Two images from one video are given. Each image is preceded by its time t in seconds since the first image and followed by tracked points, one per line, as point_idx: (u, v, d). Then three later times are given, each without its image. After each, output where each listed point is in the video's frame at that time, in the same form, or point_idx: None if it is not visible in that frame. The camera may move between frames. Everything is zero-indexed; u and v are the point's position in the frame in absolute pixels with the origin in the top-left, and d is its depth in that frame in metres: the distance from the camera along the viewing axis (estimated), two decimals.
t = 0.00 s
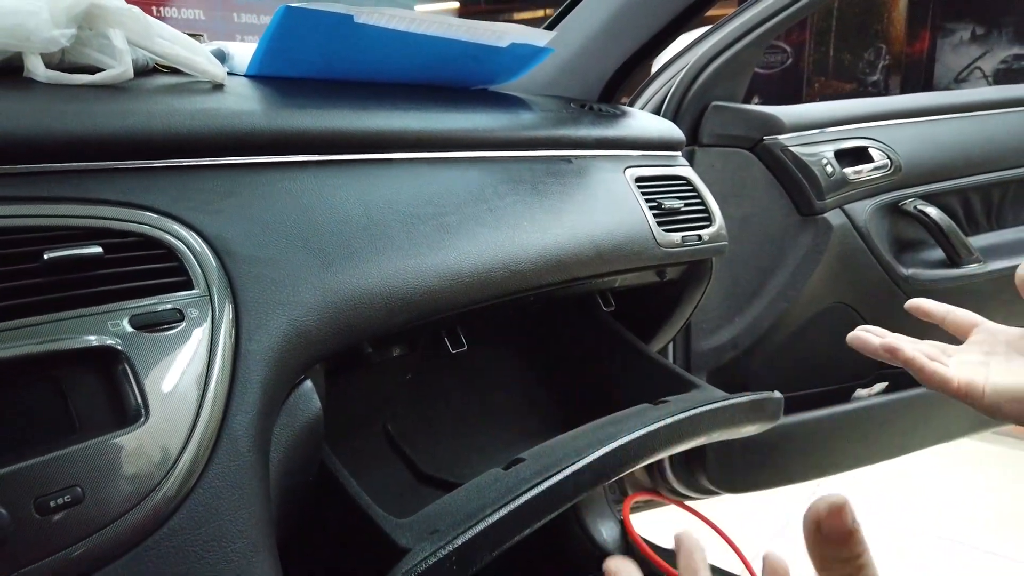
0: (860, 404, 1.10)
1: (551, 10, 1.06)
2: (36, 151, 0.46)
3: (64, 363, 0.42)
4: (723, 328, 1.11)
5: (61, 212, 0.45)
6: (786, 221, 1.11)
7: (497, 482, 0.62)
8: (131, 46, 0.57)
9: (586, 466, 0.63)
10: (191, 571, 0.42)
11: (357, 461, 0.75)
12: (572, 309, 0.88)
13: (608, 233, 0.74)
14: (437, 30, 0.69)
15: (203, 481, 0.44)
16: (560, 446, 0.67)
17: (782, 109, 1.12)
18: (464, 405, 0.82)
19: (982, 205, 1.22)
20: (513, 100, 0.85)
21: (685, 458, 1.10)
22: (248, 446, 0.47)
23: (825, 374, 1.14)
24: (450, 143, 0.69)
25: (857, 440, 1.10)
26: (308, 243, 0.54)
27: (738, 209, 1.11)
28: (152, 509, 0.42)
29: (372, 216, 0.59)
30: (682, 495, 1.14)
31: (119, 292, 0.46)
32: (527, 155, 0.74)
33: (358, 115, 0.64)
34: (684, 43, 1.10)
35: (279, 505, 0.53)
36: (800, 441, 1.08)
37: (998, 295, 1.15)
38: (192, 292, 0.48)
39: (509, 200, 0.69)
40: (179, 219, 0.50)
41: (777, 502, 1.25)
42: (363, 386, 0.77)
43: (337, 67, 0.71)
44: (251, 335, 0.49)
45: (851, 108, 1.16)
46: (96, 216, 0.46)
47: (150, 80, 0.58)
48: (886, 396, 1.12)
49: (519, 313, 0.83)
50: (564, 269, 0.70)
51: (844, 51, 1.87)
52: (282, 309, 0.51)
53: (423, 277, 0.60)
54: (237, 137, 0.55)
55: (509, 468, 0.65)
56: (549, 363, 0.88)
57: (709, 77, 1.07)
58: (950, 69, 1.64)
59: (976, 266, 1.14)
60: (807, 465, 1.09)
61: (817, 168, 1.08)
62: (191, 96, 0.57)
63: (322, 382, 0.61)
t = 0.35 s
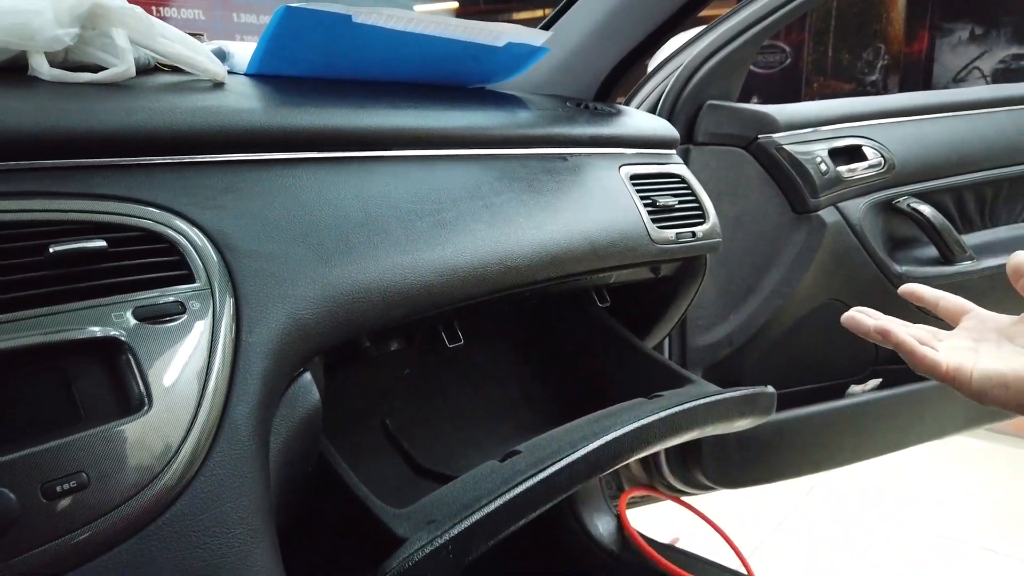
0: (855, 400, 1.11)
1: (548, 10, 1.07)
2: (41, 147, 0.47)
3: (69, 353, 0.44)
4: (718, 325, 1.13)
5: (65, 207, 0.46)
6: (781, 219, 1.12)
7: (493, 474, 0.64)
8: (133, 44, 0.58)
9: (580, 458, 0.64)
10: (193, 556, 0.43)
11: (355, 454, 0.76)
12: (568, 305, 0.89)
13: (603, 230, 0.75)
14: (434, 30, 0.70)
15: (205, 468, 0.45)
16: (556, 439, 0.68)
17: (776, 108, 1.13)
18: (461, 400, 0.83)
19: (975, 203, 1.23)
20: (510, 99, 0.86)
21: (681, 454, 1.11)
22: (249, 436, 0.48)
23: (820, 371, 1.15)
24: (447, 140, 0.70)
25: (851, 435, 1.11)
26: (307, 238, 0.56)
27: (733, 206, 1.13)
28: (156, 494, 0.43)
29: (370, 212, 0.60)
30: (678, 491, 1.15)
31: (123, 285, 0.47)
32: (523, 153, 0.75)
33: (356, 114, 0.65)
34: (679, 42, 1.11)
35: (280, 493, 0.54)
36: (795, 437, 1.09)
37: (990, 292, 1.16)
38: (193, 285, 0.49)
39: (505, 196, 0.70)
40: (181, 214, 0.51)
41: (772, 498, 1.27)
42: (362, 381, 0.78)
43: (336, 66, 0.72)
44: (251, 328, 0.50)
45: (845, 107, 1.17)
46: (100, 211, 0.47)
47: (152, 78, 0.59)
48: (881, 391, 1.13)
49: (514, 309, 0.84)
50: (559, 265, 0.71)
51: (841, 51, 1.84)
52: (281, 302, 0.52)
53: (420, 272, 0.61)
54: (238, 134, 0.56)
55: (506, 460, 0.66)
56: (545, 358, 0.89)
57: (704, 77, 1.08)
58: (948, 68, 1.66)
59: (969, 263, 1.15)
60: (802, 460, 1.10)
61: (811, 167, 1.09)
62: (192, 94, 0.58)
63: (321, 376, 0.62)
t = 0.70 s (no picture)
0: (852, 397, 1.12)
1: (549, 11, 1.08)
2: (55, 148, 0.48)
3: (84, 348, 0.45)
4: (717, 323, 1.14)
5: (79, 206, 0.47)
6: (778, 218, 1.13)
7: (495, 468, 0.65)
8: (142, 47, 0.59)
9: (580, 452, 0.65)
10: (203, 545, 0.44)
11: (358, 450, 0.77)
12: (567, 304, 0.90)
13: (603, 229, 0.76)
14: (436, 32, 0.71)
15: (216, 460, 0.46)
16: (556, 434, 0.69)
17: (774, 108, 1.14)
18: (462, 396, 0.84)
19: (971, 202, 1.25)
20: (511, 100, 0.87)
21: (680, 451, 1.12)
22: (258, 429, 0.49)
23: (817, 368, 1.16)
24: (449, 141, 0.71)
25: (847, 432, 1.12)
26: (313, 236, 0.57)
27: (733, 205, 1.14)
28: (169, 485, 0.44)
29: (374, 211, 0.61)
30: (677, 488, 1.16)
31: (135, 281, 0.48)
32: (524, 152, 0.77)
33: (360, 114, 0.66)
34: (678, 43, 1.12)
35: (287, 485, 0.55)
36: (792, 434, 1.10)
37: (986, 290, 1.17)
38: (203, 282, 0.50)
39: (506, 196, 0.71)
40: (191, 213, 0.52)
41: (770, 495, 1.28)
42: (365, 378, 0.80)
43: (340, 67, 0.74)
44: (260, 324, 0.51)
45: (843, 108, 1.18)
46: (112, 209, 0.49)
47: (160, 80, 0.60)
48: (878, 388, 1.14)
49: (515, 307, 0.85)
50: (560, 263, 0.72)
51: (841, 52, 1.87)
52: (289, 299, 0.53)
53: (423, 270, 0.62)
54: (245, 135, 0.57)
55: (507, 455, 0.68)
56: (545, 355, 0.90)
57: (703, 78, 1.09)
58: (947, 69, 1.61)
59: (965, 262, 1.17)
60: (799, 457, 1.12)
61: (808, 167, 1.10)
62: (200, 95, 0.59)
63: (326, 371, 0.63)
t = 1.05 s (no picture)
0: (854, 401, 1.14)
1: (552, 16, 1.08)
2: (68, 159, 0.48)
3: (98, 358, 0.45)
4: (720, 327, 1.14)
5: (92, 216, 0.48)
6: (781, 223, 1.14)
7: (502, 475, 0.65)
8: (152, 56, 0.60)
9: (586, 459, 0.65)
10: (216, 555, 0.45)
11: (365, 455, 0.78)
12: (571, 309, 0.90)
13: (608, 235, 0.77)
14: (442, 39, 0.71)
15: (228, 469, 0.47)
16: (562, 440, 0.70)
17: (777, 112, 1.14)
18: (468, 401, 0.85)
19: (973, 206, 1.25)
20: (516, 106, 0.88)
21: (684, 454, 1.13)
22: (269, 438, 0.49)
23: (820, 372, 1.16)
24: (455, 148, 0.71)
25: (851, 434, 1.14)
26: (322, 244, 0.57)
27: (735, 209, 1.14)
28: (182, 494, 0.44)
29: (382, 219, 0.62)
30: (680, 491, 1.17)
31: (147, 292, 0.48)
32: (530, 159, 0.77)
33: (368, 122, 0.66)
34: (681, 48, 1.12)
35: (297, 492, 0.55)
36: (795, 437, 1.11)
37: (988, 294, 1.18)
38: (215, 292, 0.51)
39: (512, 203, 0.71)
40: (202, 222, 0.52)
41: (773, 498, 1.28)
42: (370, 384, 0.80)
43: (346, 74, 0.74)
44: (270, 333, 0.52)
45: (845, 112, 1.19)
46: (125, 220, 0.49)
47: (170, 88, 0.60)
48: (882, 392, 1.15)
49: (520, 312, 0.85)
50: (565, 270, 0.72)
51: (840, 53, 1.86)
52: (299, 308, 0.54)
53: (430, 277, 0.62)
54: (255, 144, 0.57)
55: (513, 461, 0.68)
56: (550, 359, 0.91)
57: (706, 82, 1.09)
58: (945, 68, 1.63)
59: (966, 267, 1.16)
60: (801, 461, 1.12)
61: (811, 172, 1.11)
62: (210, 104, 0.59)
63: (334, 378, 0.64)
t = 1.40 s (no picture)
0: (858, 404, 1.14)
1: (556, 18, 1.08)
2: (68, 169, 0.48)
3: (99, 371, 0.44)
4: (723, 331, 1.14)
5: (93, 226, 0.47)
6: (785, 226, 1.13)
7: (506, 484, 0.65)
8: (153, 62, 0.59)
9: (591, 467, 0.65)
10: (218, 571, 0.44)
11: (367, 462, 0.77)
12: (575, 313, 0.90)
13: (612, 241, 0.76)
14: (446, 43, 0.71)
15: (231, 483, 0.46)
16: (567, 448, 0.69)
17: (780, 115, 1.14)
18: (470, 407, 0.84)
19: (977, 209, 1.24)
20: (519, 110, 0.87)
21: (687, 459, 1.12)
22: (271, 450, 0.49)
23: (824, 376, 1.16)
24: (458, 153, 0.71)
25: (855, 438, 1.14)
26: (325, 252, 0.56)
27: (740, 212, 1.13)
28: (184, 509, 0.44)
29: (385, 226, 0.61)
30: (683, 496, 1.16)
31: (148, 303, 0.48)
32: (533, 164, 0.76)
33: (371, 128, 0.66)
34: (685, 51, 1.11)
35: (300, 503, 0.55)
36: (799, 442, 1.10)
37: (993, 297, 1.17)
38: (216, 301, 0.50)
39: (516, 209, 0.71)
40: (204, 231, 0.52)
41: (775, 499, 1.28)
42: (373, 390, 0.80)
43: (348, 79, 0.73)
44: (273, 343, 0.51)
45: (849, 115, 1.18)
46: (125, 230, 0.48)
47: (171, 95, 0.60)
48: (886, 396, 1.15)
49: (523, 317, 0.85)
50: (569, 276, 0.72)
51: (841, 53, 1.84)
52: (301, 317, 0.53)
53: (434, 285, 0.62)
54: (256, 150, 0.57)
55: (517, 469, 0.68)
56: (552, 364, 0.90)
57: (709, 85, 1.09)
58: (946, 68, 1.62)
59: (970, 270, 1.16)
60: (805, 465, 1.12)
61: (815, 175, 1.10)
62: (211, 110, 0.59)
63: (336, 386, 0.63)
